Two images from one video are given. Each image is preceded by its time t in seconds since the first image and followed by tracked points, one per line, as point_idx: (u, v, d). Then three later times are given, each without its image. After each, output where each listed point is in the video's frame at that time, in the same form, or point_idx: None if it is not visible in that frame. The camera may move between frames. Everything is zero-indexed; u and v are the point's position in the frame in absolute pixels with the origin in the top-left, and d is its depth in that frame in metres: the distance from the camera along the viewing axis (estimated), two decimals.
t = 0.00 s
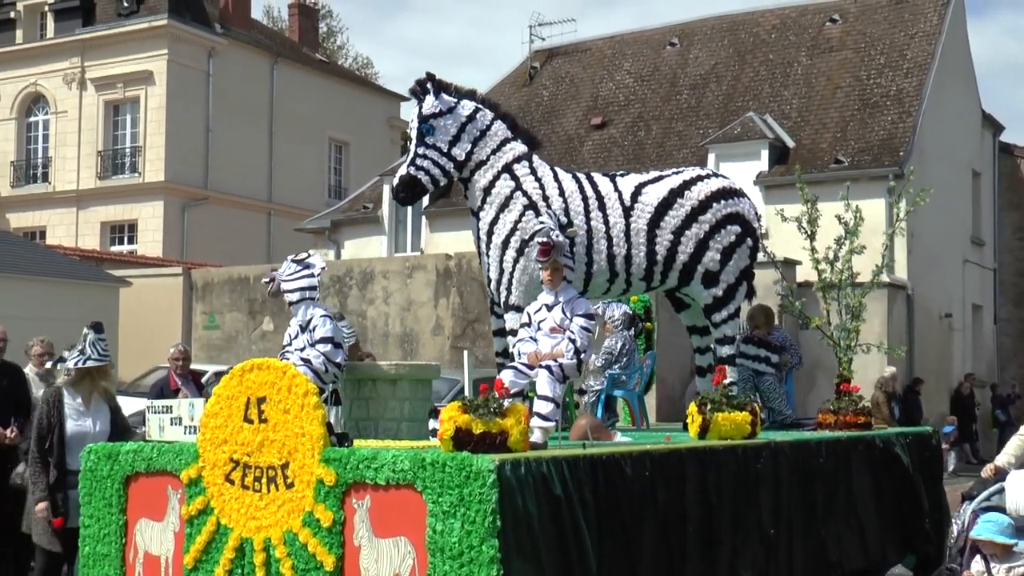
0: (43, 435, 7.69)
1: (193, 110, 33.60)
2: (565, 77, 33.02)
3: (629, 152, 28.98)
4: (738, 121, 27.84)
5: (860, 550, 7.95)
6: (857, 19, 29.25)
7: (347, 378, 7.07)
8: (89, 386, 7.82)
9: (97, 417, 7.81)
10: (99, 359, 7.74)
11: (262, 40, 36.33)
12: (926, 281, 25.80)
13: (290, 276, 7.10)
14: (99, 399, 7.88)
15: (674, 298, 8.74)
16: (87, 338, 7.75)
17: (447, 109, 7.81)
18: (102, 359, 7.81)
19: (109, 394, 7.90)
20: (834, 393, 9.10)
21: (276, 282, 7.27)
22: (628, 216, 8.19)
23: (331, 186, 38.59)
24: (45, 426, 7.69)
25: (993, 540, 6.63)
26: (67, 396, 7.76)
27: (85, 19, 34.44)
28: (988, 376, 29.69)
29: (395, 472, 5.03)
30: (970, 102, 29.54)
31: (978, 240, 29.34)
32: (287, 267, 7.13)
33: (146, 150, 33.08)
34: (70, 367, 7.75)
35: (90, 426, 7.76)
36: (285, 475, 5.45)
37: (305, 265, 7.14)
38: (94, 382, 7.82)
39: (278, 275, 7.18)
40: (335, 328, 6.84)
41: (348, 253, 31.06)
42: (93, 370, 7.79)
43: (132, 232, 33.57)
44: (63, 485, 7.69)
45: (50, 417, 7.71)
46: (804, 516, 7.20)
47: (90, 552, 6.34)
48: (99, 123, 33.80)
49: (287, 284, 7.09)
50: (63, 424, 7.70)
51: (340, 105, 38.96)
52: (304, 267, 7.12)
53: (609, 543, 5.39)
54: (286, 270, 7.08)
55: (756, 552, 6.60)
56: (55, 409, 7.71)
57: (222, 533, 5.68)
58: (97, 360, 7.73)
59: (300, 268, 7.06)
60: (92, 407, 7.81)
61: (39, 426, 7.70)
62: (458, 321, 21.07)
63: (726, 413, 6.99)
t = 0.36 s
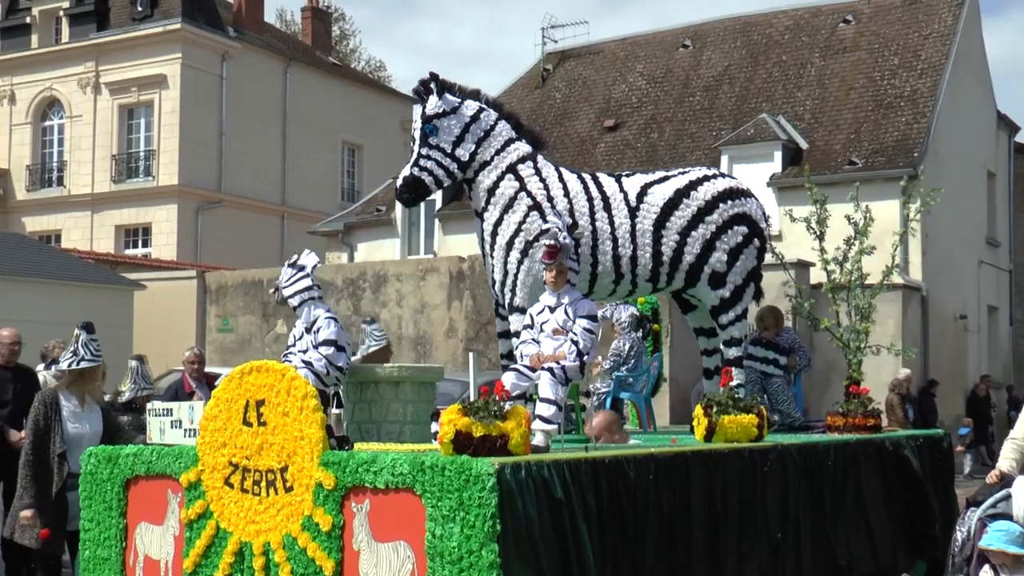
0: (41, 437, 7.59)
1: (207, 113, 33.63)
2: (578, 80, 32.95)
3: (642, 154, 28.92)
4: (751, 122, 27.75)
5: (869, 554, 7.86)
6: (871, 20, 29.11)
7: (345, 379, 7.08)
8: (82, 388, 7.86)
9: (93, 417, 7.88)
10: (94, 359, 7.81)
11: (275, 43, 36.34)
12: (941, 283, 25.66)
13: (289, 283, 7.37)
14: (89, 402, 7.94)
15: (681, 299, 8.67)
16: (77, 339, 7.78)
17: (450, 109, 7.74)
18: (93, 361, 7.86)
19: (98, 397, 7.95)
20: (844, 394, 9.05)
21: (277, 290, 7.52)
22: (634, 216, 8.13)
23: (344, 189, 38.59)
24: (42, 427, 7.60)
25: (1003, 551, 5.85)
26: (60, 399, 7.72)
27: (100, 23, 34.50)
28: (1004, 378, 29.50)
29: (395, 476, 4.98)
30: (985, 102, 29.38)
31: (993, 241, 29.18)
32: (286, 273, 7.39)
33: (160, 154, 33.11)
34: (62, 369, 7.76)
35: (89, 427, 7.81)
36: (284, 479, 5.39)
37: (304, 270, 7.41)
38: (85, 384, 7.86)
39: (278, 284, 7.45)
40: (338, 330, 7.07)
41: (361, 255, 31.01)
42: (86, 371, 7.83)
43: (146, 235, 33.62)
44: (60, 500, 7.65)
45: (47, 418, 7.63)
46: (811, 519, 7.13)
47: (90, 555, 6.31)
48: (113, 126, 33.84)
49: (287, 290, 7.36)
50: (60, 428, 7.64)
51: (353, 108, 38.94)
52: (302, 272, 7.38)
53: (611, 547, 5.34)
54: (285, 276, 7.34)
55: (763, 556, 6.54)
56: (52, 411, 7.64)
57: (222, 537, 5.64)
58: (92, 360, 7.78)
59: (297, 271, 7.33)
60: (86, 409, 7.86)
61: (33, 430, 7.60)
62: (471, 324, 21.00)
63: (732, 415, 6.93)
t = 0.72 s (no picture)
0: (54, 440, 7.57)
1: (223, 117, 33.67)
2: (593, 82, 32.88)
3: (657, 156, 28.82)
4: (766, 124, 27.63)
5: (881, 558, 7.78)
6: (886, 21, 28.96)
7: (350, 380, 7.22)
8: (96, 391, 7.77)
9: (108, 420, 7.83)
10: (107, 362, 7.73)
11: (291, 47, 36.37)
12: (958, 284, 25.49)
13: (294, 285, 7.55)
14: (103, 404, 7.85)
15: (689, 301, 8.59)
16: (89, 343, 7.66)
17: (456, 109, 7.67)
18: (106, 363, 7.78)
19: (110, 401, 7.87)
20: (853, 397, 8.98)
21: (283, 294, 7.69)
22: (641, 217, 8.05)
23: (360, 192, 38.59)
24: (55, 431, 7.57)
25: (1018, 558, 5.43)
26: (72, 403, 7.65)
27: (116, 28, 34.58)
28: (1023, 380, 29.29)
29: (394, 480, 4.91)
30: (1002, 102, 29.21)
31: (1011, 242, 29.00)
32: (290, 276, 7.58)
33: (176, 158, 33.19)
34: (75, 371, 7.71)
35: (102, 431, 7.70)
36: (283, 483, 5.33)
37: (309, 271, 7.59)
38: (99, 388, 7.79)
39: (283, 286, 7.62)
40: (340, 331, 7.20)
41: (376, 258, 30.98)
42: (98, 374, 7.77)
43: (162, 239, 33.62)
44: (68, 501, 7.58)
45: (60, 422, 7.60)
46: (820, 524, 7.03)
47: (90, 560, 6.26)
48: (130, 130, 33.89)
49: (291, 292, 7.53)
50: (75, 432, 7.62)
51: (368, 111, 38.93)
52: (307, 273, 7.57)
53: (615, 552, 5.28)
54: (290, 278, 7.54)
55: (772, 561, 6.46)
56: (66, 414, 7.61)
57: (221, 542, 5.58)
58: (105, 363, 7.70)
59: (300, 273, 7.50)
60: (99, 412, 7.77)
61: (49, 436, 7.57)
62: (487, 326, 20.94)
63: (740, 418, 6.86)
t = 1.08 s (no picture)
0: (77, 444, 7.66)
1: (240, 120, 33.69)
2: (609, 84, 32.77)
3: (673, 158, 28.70)
4: (783, 125, 27.48)
5: (890, 562, 7.65)
6: (904, 21, 28.77)
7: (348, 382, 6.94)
8: (120, 394, 7.80)
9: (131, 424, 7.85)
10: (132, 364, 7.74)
11: (307, 49, 36.37)
12: (976, 285, 25.30)
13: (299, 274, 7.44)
14: (126, 407, 7.84)
15: (695, 301, 8.49)
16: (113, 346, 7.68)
17: (456, 108, 7.62)
18: (128, 367, 7.78)
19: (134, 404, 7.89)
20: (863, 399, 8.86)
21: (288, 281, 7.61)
22: (645, 217, 7.95)
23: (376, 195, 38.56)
24: (78, 436, 7.65)
25: None
26: (96, 406, 7.73)
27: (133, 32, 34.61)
28: None
29: (387, 484, 4.83)
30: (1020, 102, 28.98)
31: None
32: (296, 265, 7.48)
33: (192, 161, 33.20)
34: (99, 375, 7.72)
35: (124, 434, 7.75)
36: (276, 487, 5.25)
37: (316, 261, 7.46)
38: (122, 390, 7.81)
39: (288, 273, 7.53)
40: (330, 327, 7.05)
41: (393, 261, 30.95)
42: (122, 377, 7.78)
43: (179, 242, 33.65)
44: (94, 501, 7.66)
45: (82, 426, 7.69)
46: (827, 529, 6.92)
47: (84, 566, 6.18)
48: (147, 134, 33.92)
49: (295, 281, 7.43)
50: (96, 435, 7.68)
51: (384, 114, 38.83)
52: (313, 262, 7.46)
53: (614, 557, 5.18)
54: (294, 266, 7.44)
55: (777, 566, 6.34)
56: (88, 417, 7.70)
57: (214, 547, 5.49)
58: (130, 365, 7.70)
59: (308, 264, 7.38)
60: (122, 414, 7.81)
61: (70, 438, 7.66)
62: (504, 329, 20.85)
63: (744, 421, 6.75)
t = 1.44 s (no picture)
0: (78, 451, 7.91)
1: (255, 125, 33.65)
2: (623, 87, 32.66)
3: (688, 161, 28.58)
4: (797, 128, 27.32)
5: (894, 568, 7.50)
6: (918, 24, 28.61)
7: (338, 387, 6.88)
8: (122, 400, 7.96)
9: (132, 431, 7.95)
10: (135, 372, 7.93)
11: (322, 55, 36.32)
12: (993, 288, 25.11)
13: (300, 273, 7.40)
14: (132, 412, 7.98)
15: (695, 303, 8.37)
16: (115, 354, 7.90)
17: (450, 108, 7.56)
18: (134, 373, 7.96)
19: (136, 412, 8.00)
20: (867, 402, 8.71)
21: (283, 278, 7.52)
22: (642, 217, 7.83)
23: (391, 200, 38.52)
24: (78, 442, 7.89)
25: None
26: (99, 411, 7.91)
27: (148, 38, 34.59)
28: None
29: (369, 491, 4.73)
30: None
31: None
32: (298, 264, 7.42)
33: (208, 166, 33.19)
34: (102, 381, 7.91)
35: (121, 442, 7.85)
36: (258, 495, 5.14)
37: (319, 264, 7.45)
38: (126, 396, 7.99)
39: (287, 269, 7.47)
40: (330, 333, 7.08)
41: (408, 266, 30.89)
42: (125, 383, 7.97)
43: (195, 247, 33.79)
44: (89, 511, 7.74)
45: (83, 432, 7.91)
46: (829, 536, 6.77)
47: None
48: (163, 140, 33.90)
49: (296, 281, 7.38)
50: (97, 441, 7.90)
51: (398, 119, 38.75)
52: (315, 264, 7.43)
53: (603, 565, 5.06)
54: (296, 266, 7.39)
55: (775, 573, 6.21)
56: (89, 423, 7.92)
57: (196, 556, 5.38)
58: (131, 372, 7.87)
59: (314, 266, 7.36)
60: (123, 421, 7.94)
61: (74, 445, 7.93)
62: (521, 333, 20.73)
63: (742, 425, 6.62)
